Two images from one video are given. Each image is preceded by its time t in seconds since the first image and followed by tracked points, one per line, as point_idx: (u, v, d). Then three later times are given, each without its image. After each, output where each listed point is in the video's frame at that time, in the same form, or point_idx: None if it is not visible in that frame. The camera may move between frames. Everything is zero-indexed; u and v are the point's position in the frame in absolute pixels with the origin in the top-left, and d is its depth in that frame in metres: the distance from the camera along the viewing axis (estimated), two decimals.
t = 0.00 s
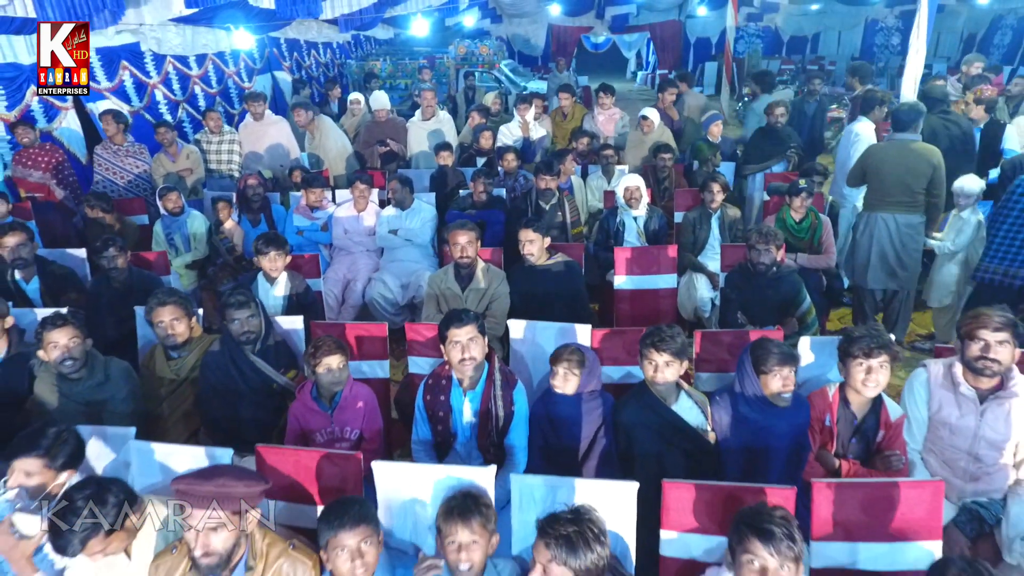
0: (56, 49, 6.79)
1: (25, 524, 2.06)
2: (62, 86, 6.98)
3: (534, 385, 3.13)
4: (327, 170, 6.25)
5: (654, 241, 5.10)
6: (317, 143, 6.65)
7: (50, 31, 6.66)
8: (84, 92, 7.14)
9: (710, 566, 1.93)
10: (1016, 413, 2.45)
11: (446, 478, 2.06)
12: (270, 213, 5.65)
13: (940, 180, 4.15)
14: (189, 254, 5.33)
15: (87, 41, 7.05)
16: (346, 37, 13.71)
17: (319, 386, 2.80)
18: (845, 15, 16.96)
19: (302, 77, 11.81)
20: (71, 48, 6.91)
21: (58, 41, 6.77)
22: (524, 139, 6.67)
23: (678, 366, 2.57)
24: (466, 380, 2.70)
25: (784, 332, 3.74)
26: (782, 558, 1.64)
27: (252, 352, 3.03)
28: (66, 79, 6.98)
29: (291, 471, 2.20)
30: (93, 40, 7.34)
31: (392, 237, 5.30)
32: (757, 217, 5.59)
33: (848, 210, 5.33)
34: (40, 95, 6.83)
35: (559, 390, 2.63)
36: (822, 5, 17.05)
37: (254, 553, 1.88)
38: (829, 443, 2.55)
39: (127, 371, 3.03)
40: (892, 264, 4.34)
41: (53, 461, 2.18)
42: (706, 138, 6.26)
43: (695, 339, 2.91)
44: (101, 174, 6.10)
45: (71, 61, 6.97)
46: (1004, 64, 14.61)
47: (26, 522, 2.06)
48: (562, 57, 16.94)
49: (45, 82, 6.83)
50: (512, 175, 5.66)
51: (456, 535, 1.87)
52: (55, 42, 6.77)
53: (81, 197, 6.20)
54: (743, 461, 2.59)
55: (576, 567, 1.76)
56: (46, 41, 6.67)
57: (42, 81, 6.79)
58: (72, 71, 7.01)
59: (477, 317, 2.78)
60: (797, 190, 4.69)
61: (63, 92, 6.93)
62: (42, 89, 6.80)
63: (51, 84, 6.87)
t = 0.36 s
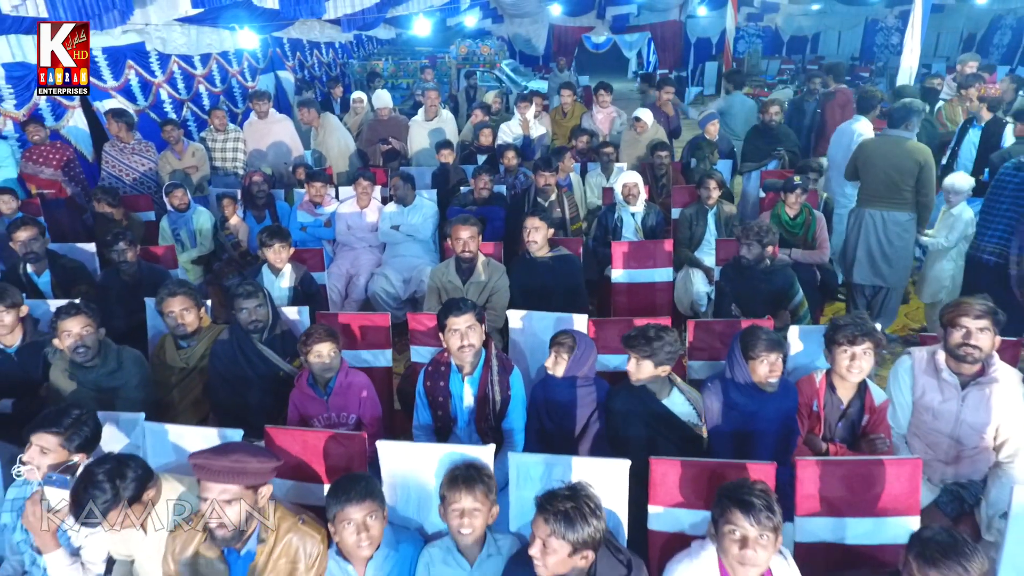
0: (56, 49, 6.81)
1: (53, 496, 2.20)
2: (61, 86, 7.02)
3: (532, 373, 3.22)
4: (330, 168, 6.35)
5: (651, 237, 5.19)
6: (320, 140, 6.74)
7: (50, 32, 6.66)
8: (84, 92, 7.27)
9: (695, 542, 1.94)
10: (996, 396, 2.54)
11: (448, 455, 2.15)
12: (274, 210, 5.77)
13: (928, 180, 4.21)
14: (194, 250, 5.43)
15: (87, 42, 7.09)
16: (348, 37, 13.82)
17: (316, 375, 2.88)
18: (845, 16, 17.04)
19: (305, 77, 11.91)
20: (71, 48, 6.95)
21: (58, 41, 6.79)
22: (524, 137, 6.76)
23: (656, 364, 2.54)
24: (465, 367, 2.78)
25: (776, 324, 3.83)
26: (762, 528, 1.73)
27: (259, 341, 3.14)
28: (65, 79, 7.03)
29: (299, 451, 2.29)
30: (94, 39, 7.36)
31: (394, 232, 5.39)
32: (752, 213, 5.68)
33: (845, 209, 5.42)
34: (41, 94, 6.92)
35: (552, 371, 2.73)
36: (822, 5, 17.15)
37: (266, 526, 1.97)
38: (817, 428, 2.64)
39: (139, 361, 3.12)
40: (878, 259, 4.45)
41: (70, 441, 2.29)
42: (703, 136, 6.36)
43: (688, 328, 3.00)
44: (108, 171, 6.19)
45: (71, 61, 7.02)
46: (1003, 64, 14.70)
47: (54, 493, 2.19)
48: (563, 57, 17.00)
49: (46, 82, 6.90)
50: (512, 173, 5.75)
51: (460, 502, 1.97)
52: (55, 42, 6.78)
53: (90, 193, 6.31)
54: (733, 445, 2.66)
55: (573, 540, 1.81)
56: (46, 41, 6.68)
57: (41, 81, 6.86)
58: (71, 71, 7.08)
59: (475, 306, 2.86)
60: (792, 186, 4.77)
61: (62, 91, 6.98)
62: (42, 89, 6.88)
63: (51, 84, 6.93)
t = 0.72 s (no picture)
0: (56, 49, 6.87)
1: (50, 496, 2.23)
2: (62, 86, 7.07)
3: (529, 363, 3.32)
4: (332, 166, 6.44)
5: (648, 233, 5.28)
6: (324, 138, 6.83)
7: (50, 32, 6.72)
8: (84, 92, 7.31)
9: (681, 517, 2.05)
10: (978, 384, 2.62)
11: (446, 435, 2.26)
12: (278, 207, 5.87)
13: (923, 181, 4.29)
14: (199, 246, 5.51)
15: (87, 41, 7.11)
16: (350, 37, 13.94)
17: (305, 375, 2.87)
18: (844, 16, 17.12)
19: (307, 77, 12.02)
20: (71, 48, 6.98)
21: (59, 41, 6.85)
22: (523, 135, 6.85)
23: (632, 365, 2.57)
24: (463, 355, 2.88)
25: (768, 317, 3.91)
26: (741, 499, 1.84)
27: (265, 331, 3.24)
28: (65, 79, 7.07)
29: (305, 434, 2.39)
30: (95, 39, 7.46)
31: (395, 228, 5.49)
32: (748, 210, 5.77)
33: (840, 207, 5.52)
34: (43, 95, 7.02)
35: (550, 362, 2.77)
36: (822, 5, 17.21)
37: (278, 502, 2.07)
38: (803, 415, 2.74)
39: (147, 351, 3.21)
40: (869, 256, 4.54)
41: (71, 441, 2.22)
42: (700, 135, 6.45)
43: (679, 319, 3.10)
44: (114, 169, 6.30)
45: (71, 61, 7.05)
46: (1002, 64, 14.76)
47: (51, 494, 2.22)
48: (563, 57, 17.08)
49: (46, 82, 6.98)
50: (512, 171, 5.85)
51: (455, 473, 2.10)
52: (55, 42, 6.85)
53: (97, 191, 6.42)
54: (723, 432, 2.74)
55: (553, 510, 1.89)
56: (46, 41, 6.75)
57: (42, 81, 6.94)
58: (72, 71, 7.13)
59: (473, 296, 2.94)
60: (786, 182, 4.86)
61: (62, 92, 7.04)
62: (42, 89, 6.98)
63: (51, 84, 7.00)
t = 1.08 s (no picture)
0: (56, 49, 6.94)
1: (68, 480, 2.34)
2: (62, 86, 7.16)
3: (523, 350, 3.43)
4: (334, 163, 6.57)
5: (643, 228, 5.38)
6: (326, 135, 6.94)
7: (49, 32, 6.78)
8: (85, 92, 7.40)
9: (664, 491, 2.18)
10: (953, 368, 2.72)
11: (441, 415, 2.37)
12: (281, 203, 5.99)
13: (917, 179, 4.37)
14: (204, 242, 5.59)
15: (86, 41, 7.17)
16: (351, 37, 14.05)
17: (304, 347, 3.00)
18: (843, 16, 17.18)
19: (309, 76, 12.13)
20: (71, 48, 7.05)
21: (58, 41, 6.91)
22: (521, 133, 6.95)
23: (617, 354, 2.65)
24: (460, 342, 2.99)
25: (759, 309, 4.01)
26: (717, 471, 2.00)
27: (269, 320, 3.35)
28: (66, 79, 7.16)
29: (308, 415, 2.49)
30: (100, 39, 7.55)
31: (395, 224, 5.60)
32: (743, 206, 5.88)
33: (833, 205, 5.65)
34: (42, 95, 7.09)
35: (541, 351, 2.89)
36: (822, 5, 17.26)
37: (282, 477, 2.17)
38: (786, 399, 2.85)
39: (155, 339, 3.32)
40: (864, 253, 4.62)
41: (81, 430, 2.33)
42: (696, 133, 6.56)
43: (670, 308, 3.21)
44: (119, 166, 6.41)
45: (71, 61, 7.13)
46: (1001, 64, 14.82)
47: (68, 478, 2.34)
48: (564, 57, 17.17)
49: (46, 82, 7.06)
50: (511, 168, 5.96)
51: (452, 451, 2.21)
52: (55, 42, 6.91)
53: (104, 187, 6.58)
54: (710, 415, 2.84)
55: (544, 472, 2.04)
56: (46, 41, 6.80)
57: (42, 81, 7.03)
58: (72, 71, 7.20)
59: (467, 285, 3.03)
60: (778, 179, 4.97)
61: (62, 91, 7.12)
62: (43, 89, 7.05)
63: (51, 84, 7.08)
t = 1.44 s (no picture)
0: (56, 49, 6.96)
1: (94, 444, 2.50)
2: (62, 86, 7.25)
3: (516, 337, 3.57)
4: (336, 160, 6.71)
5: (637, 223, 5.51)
6: (327, 133, 7.07)
7: (49, 32, 6.80)
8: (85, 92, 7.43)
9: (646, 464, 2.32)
10: (925, 350, 2.85)
11: (439, 394, 2.51)
12: (283, 199, 6.13)
13: (906, 174, 4.47)
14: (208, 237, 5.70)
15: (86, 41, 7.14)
16: (352, 37, 14.18)
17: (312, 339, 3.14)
18: (840, 16, 17.27)
19: (309, 75, 12.26)
20: (71, 48, 7.05)
21: (58, 41, 6.92)
22: (519, 131, 7.07)
23: (608, 338, 2.76)
24: (454, 329, 3.12)
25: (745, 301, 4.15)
26: (694, 443, 2.14)
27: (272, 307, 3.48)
28: (65, 79, 7.23)
29: (310, 395, 2.62)
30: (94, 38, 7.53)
31: (394, 219, 5.73)
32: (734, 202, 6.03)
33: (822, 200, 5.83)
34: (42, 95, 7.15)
35: (534, 337, 2.97)
36: (819, 5, 17.43)
37: (287, 450, 2.30)
38: (767, 382, 2.99)
39: (164, 326, 3.46)
40: (855, 247, 4.70)
41: (108, 401, 2.57)
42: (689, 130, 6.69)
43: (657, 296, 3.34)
44: (124, 162, 6.53)
45: (70, 61, 7.14)
46: (996, 64, 15.01)
47: (94, 442, 2.50)
48: (563, 57, 17.29)
49: (46, 82, 7.12)
50: (508, 165, 6.10)
51: (446, 429, 2.33)
52: (55, 42, 6.92)
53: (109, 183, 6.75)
54: (695, 397, 2.96)
55: (546, 417, 2.23)
56: (45, 41, 6.82)
57: (41, 81, 7.08)
58: (71, 71, 7.24)
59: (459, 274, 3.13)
60: (768, 175, 5.09)
61: (61, 91, 7.21)
62: (42, 89, 7.11)
63: (51, 84, 7.15)
